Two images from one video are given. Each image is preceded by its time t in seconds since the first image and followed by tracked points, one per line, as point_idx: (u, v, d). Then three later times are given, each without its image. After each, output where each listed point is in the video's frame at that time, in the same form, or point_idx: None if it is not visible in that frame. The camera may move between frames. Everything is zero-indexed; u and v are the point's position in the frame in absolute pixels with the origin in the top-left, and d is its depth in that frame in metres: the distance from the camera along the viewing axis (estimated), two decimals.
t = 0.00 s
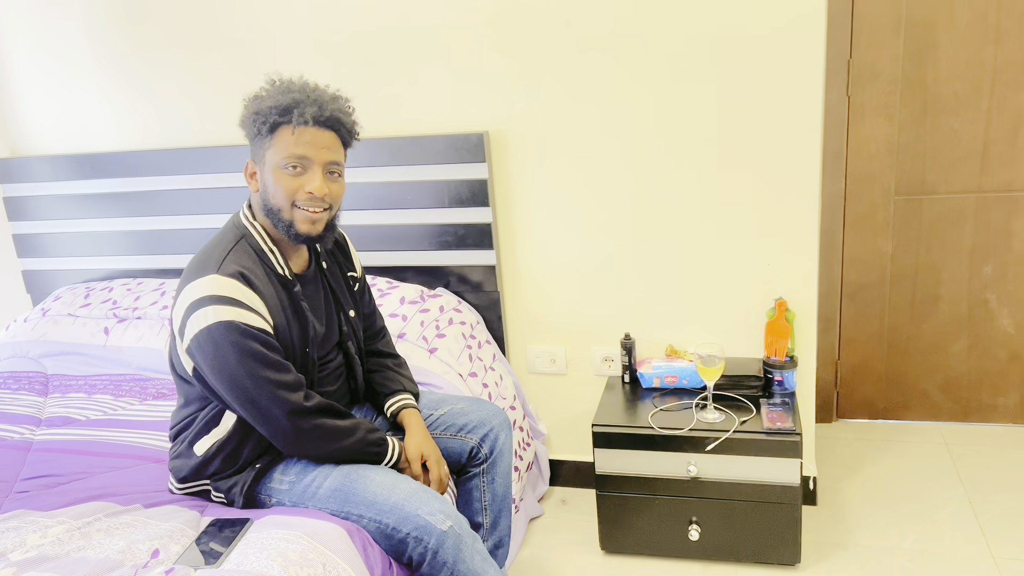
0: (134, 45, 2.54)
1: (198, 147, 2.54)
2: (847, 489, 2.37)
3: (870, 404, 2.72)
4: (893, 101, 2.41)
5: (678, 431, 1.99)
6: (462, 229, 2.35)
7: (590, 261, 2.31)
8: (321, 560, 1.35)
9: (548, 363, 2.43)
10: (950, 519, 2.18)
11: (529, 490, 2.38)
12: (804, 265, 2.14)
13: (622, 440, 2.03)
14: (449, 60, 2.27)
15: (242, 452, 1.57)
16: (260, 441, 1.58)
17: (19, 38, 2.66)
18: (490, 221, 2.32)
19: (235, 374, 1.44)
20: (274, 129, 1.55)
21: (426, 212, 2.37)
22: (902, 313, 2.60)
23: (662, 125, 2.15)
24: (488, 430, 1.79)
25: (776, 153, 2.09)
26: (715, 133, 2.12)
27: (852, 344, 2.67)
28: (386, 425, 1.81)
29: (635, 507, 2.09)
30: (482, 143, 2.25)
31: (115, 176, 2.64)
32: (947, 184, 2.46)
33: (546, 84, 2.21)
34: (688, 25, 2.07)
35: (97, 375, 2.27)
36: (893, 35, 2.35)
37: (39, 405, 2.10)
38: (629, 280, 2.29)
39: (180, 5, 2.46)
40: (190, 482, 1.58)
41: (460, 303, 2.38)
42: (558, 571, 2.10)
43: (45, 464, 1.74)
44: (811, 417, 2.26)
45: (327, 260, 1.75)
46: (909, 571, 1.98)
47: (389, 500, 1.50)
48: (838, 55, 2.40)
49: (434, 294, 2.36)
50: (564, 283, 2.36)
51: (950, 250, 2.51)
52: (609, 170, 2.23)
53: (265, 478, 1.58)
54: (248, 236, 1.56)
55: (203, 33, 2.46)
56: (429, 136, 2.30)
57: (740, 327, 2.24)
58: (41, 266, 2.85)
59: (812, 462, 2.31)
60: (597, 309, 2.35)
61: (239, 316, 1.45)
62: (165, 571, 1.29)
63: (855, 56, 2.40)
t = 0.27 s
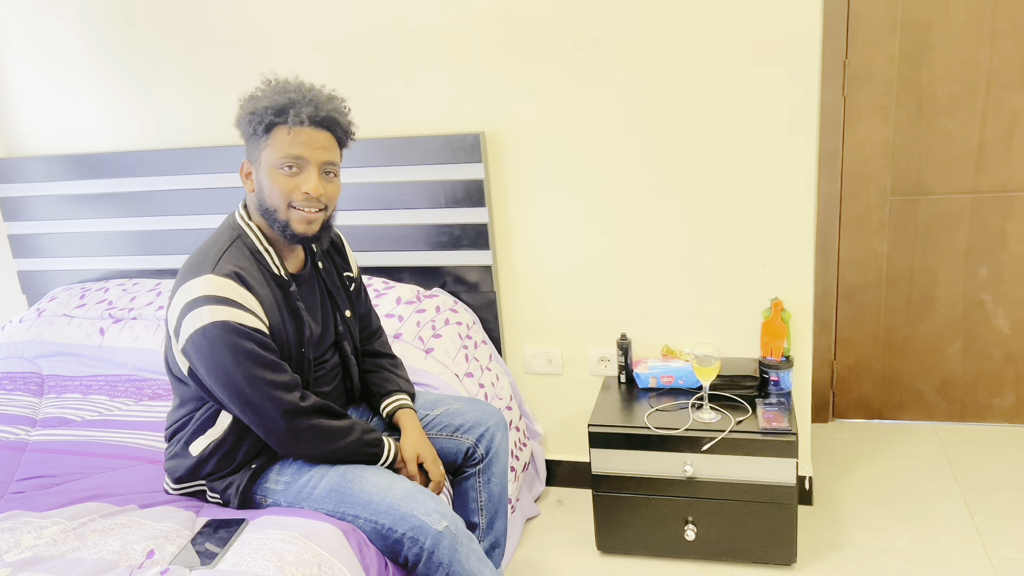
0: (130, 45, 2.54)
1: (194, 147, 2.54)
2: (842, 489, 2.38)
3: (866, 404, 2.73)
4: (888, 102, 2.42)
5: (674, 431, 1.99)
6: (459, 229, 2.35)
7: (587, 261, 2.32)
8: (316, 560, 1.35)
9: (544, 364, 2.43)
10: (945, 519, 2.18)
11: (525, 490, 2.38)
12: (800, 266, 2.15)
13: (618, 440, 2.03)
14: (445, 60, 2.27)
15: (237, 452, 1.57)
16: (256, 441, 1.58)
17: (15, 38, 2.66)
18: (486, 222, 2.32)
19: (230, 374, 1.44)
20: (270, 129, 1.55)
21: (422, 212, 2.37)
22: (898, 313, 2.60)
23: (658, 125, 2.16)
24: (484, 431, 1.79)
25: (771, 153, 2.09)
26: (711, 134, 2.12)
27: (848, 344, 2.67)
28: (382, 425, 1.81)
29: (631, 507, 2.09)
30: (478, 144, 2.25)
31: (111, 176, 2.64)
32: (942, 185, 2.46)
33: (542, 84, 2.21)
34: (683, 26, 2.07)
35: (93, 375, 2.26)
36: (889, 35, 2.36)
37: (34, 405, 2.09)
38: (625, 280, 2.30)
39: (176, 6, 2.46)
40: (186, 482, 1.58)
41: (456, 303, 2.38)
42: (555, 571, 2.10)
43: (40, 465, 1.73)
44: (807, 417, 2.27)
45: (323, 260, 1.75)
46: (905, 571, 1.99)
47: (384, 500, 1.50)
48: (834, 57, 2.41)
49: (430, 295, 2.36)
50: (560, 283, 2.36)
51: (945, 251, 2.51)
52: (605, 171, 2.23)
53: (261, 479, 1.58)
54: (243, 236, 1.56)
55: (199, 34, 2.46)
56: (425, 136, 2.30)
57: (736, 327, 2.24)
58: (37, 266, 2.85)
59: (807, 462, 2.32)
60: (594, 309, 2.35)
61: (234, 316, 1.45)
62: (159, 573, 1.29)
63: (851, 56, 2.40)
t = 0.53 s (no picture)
0: (128, 45, 2.54)
1: (192, 147, 2.54)
2: (840, 489, 2.38)
3: (864, 404, 2.73)
4: (886, 102, 2.42)
5: (672, 430, 2.00)
6: (457, 229, 2.35)
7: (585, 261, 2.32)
8: (315, 560, 1.35)
9: (543, 363, 2.43)
10: (943, 519, 2.18)
11: (523, 490, 2.38)
12: (798, 265, 2.15)
13: (616, 439, 2.03)
14: (443, 60, 2.27)
15: (235, 452, 1.57)
16: (254, 441, 1.58)
17: (12, 38, 2.65)
18: (484, 221, 2.32)
19: (228, 374, 1.44)
20: (268, 129, 1.55)
21: (420, 212, 2.37)
22: (895, 313, 2.61)
23: (656, 125, 2.16)
24: (482, 431, 1.79)
25: (769, 153, 2.09)
26: (709, 134, 2.12)
27: (846, 344, 2.68)
28: (380, 425, 1.81)
29: (629, 507, 2.09)
30: (476, 143, 2.25)
31: (109, 176, 2.64)
32: (940, 184, 2.47)
33: (540, 84, 2.22)
34: (681, 25, 2.07)
35: (90, 375, 2.26)
36: (886, 35, 2.36)
37: (32, 405, 2.09)
38: (624, 280, 2.30)
39: (174, 5, 2.46)
40: (183, 482, 1.58)
41: (455, 303, 2.38)
42: (553, 571, 2.10)
43: (37, 466, 1.73)
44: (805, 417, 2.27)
45: (320, 260, 1.75)
46: (903, 570, 1.99)
47: (382, 500, 1.50)
48: (831, 57, 2.41)
49: (428, 294, 2.36)
50: (558, 283, 2.36)
51: (943, 251, 2.52)
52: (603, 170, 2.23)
53: (259, 479, 1.58)
54: (241, 236, 1.56)
55: (197, 33, 2.46)
56: (423, 136, 2.30)
57: (734, 327, 2.25)
58: (34, 266, 2.84)
59: (805, 461, 2.32)
60: (592, 309, 2.35)
61: (232, 316, 1.45)
62: (157, 573, 1.29)
63: (849, 56, 2.41)
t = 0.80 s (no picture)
0: (126, 45, 2.54)
1: (191, 147, 2.54)
2: (839, 489, 2.38)
3: (863, 404, 2.74)
4: (885, 102, 2.42)
5: (672, 430, 2.00)
6: (456, 229, 2.35)
7: (584, 261, 2.32)
8: (314, 560, 1.35)
9: (542, 364, 2.43)
10: (942, 519, 2.18)
11: (522, 490, 2.38)
12: (797, 265, 2.15)
13: (615, 439, 2.03)
14: (442, 60, 2.27)
15: (234, 453, 1.57)
16: (253, 442, 1.58)
17: (11, 38, 2.65)
18: (483, 221, 2.32)
19: (226, 375, 1.44)
20: (268, 130, 1.55)
21: (419, 212, 2.37)
22: (894, 313, 2.61)
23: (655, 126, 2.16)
24: (481, 431, 1.79)
25: (768, 153, 2.10)
26: (708, 134, 2.12)
27: (845, 344, 2.68)
28: (379, 426, 1.81)
29: (628, 507, 2.09)
30: (475, 144, 2.25)
31: (108, 176, 2.64)
32: (938, 185, 2.47)
33: (539, 84, 2.22)
34: (680, 25, 2.07)
35: (89, 376, 2.26)
36: (885, 36, 2.36)
37: (31, 406, 2.09)
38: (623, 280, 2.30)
39: (173, 5, 2.46)
40: (183, 483, 1.58)
41: (454, 304, 2.38)
42: (552, 571, 2.10)
43: (36, 466, 1.73)
44: (804, 417, 2.27)
45: (319, 261, 1.75)
46: (901, 570, 1.99)
47: (382, 500, 1.50)
48: (830, 57, 2.41)
49: (427, 295, 2.36)
50: (557, 283, 2.36)
51: (941, 251, 2.52)
52: (603, 171, 2.23)
53: (258, 480, 1.58)
54: (240, 237, 1.56)
55: (197, 33, 2.46)
56: (422, 136, 2.30)
57: (733, 328, 2.25)
58: (33, 267, 2.84)
59: (804, 461, 2.32)
60: (591, 309, 2.35)
61: (231, 317, 1.45)
62: (157, 573, 1.29)
63: (848, 56, 2.41)
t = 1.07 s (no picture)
0: (126, 45, 2.54)
1: (191, 148, 2.53)
2: (839, 490, 2.38)
3: (863, 404, 2.74)
4: (885, 102, 2.43)
5: (672, 431, 2.00)
6: (456, 229, 2.35)
7: (584, 262, 2.32)
8: (314, 561, 1.35)
9: (542, 364, 2.43)
10: (942, 520, 2.19)
11: (522, 491, 2.38)
12: (798, 266, 2.15)
13: (616, 440, 2.03)
14: (443, 61, 2.27)
15: (234, 454, 1.57)
16: (253, 442, 1.58)
17: (11, 38, 2.65)
18: (484, 222, 2.32)
19: (226, 375, 1.44)
20: (286, 139, 1.51)
21: (420, 213, 2.38)
22: (894, 314, 2.61)
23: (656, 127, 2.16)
24: (482, 431, 1.79)
25: (769, 154, 2.10)
26: (709, 135, 2.12)
27: (845, 344, 2.68)
28: (379, 426, 1.81)
29: (629, 508, 2.09)
30: (475, 144, 2.25)
31: (108, 176, 2.64)
32: (938, 185, 2.47)
33: (539, 85, 2.22)
34: (681, 26, 2.07)
35: (89, 376, 2.26)
36: (885, 37, 2.36)
37: (31, 406, 2.09)
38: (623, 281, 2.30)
39: (173, 5, 2.46)
40: (183, 483, 1.58)
41: (454, 304, 2.38)
42: (553, 572, 2.10)
43: (36, 467, 1.73)
44: (804, 418, 2.27)
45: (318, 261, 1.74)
46: (901, 571, 1.99)
47: (382, 501, 1.50)
48: (831, 57, 2.41)
49: (428, 295, 2.36)
50: (557, 284, 2.36)
51: (942, 252, 2.52)
52: (603, 171, 2.23)
53: (258, 480, 1.58)
54: (239, 237, 1.55)
55: (197, 34, 2.46)
56: (423, 137, 2.30)
57: (734, 329, 2.25)
58: (34, 267, 2.84)
59: (804, 462, 2.32)
60: (592, 310, 2.35)
61: (231, 318, 1.45)
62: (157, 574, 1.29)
63: (848, 57, 2.41)
